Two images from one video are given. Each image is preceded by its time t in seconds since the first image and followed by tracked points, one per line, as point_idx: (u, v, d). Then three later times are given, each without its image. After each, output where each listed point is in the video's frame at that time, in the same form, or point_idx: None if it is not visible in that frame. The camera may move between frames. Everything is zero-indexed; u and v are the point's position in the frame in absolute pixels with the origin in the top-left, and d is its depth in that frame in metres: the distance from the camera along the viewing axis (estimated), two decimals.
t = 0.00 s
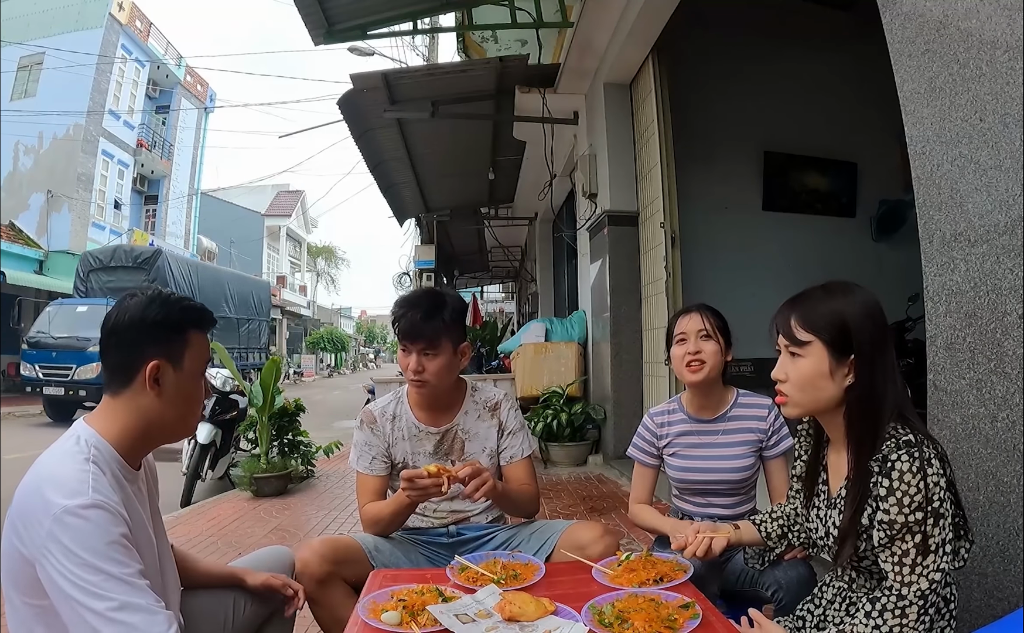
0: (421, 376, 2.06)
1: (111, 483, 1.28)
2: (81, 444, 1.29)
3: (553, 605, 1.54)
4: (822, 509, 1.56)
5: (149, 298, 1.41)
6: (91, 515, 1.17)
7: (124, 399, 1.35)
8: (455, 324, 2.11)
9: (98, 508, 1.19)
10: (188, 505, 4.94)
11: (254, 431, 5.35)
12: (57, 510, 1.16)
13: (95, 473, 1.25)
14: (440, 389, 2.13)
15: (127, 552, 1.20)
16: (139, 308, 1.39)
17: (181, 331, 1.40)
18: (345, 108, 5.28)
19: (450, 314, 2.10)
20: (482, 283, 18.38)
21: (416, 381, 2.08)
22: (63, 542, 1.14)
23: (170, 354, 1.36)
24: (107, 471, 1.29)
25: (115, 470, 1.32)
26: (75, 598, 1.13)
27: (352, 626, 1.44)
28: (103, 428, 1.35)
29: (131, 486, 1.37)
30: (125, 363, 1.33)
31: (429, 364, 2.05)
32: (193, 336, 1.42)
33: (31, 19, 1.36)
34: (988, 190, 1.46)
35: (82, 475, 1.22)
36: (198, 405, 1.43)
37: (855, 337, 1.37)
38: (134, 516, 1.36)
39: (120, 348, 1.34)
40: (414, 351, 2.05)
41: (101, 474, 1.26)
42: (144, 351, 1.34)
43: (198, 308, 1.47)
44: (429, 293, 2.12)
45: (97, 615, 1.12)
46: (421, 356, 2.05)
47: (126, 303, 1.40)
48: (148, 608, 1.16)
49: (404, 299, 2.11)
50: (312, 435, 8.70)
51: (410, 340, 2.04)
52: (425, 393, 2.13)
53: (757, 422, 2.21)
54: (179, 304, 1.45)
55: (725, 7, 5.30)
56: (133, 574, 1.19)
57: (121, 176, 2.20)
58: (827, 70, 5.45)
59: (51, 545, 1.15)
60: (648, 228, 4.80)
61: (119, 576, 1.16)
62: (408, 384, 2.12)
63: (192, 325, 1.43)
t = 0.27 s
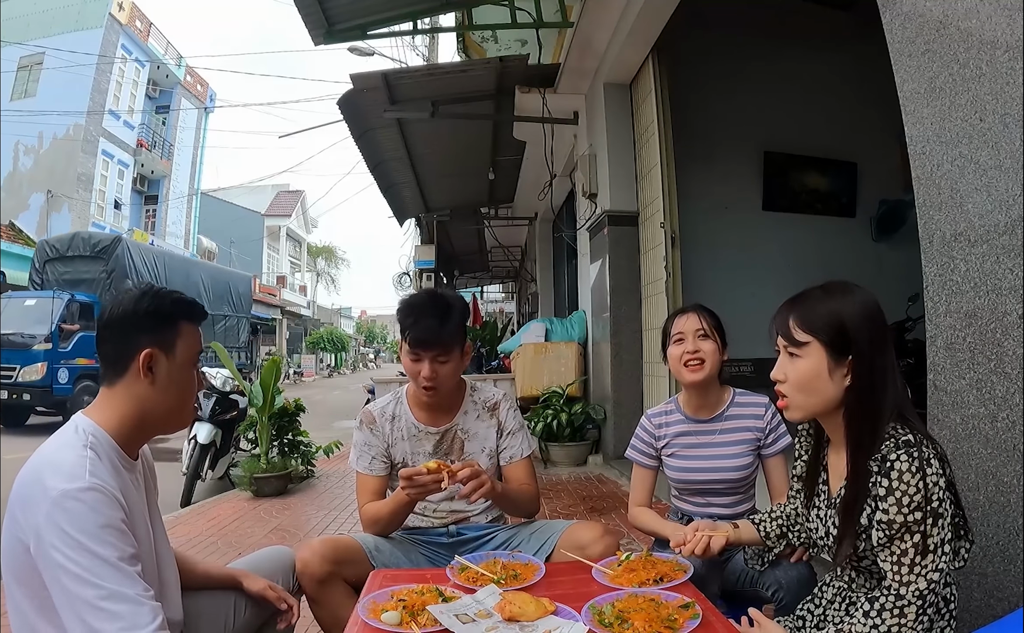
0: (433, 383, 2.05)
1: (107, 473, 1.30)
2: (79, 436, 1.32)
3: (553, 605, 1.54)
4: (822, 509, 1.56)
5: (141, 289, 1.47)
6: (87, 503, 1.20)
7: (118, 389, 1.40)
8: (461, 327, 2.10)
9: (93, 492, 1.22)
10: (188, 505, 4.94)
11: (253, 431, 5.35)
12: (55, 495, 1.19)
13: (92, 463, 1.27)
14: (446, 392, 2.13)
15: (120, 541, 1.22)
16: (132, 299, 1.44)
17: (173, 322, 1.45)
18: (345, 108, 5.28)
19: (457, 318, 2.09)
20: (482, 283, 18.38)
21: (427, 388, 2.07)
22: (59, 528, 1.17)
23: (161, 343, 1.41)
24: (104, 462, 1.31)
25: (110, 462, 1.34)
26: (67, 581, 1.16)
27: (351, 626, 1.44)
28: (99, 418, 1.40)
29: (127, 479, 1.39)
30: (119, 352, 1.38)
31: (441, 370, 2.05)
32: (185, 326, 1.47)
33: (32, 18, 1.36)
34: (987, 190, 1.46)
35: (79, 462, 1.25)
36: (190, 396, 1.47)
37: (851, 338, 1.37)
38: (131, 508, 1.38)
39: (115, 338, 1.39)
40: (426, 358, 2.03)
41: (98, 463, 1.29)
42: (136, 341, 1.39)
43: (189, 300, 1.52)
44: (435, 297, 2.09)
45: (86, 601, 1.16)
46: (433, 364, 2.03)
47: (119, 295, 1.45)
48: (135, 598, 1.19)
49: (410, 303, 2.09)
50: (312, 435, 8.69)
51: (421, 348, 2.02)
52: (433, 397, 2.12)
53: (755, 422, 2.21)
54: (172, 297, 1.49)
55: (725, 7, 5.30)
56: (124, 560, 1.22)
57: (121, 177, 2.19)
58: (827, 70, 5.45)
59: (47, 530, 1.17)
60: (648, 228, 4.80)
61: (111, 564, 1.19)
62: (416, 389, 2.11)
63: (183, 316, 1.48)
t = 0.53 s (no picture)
0: (447, 389, 2.06)
1: (105, 464, 1.33)
2: (79, 427, 1.35)
3: (553, 605, 1.54)
4: (822, 508, 1.56)
5: (138, 289, 1.48)
6: (83, 492, 1.24)
7: (116, 386, 1.41)
8: (473, 332, 2.11)
9: (90, 478, 1.26)
10: (188, 505, 4.94)
11: (253, 431, 5.35)
12: (53, 481, 1.23)
13: (91, 454, 1.31)
14: (453, 396, 2.14)
15: (111, 531, 1.26)
16: (129, 298, 1.45)
17: (169, 320, 1.46)
18: (345, 108, 5.28)
19: (468, 323, 2.10)
20: (482, 283, 18.39)
21: (440, 393, 2.07)
22: (53, 513, 1.21)
23: (157, 338, 1.42)
24: (102, 453, 1.34)
25: (109, 454, 1.37)
26: (61, 566, 1.19)
27: (352, 626, 1.44)
28: (99, 411, 1.41)
29: (126, 472, 1.41)
30: (117, 349, 1.39)
31: (455, 376, 2.05)
32: (181, 325, 1.48)
33: (32, 21, 1.43)
34: (988, 190, 1.46)
35: (79, 450, 1.30)
36: (188, 391, 1.48)
37: (850, 338, 1.37)
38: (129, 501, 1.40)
39: (112, 335, 1.41)
40: (441, 365, 2.02)
41: (96, 454, 1.32)
42: (134, 336, 1.40)
43: (185, 300, 1.53)
44: (448, 303, 2.09)
45: (73, 588, 1.19)
46: (448, 370, 2.04)
47: (117, 295, 1.46)
48: (121, 588, 1.22)
49: (421, 308, 2.08)
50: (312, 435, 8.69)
51: (436, 354, 2.01)
52: (442, 401, 2.13)
53: (753, 421, 2.21)
54: (168, 296, 1.51)
55: (725, 7, 5.30)
56: (115, 549, 1.25)
57: (122, 176, 2.19)
58: (827, 70, 5.45)
59: (41, 514, 1.21)
60: (648, 228, 4.80)
61: (100, 554, 1.22)
62: (426, 394, 2.11)
63: (181, 315, 1.49)
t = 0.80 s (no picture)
0: (450, 390, 2.06)
1: (103, 455, 1.34)
2: (77, 420, 1.36)
3: (553, 605, 1.54)
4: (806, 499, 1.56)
5: (136, 291, 1.48)
6: (82, 481, 1.25)
7: (110, 386, 1.42)
8: (478, 334, 2.12)
9: (88, 468, 1.27)
10: (188, 505, 4.94)
11: (254, 431, 5.35)
12: (52, 471, 1.24)
13: (89, 444, 1.32)
14: (457, 398, 2.15)
15: (110, 519, 1.27)
16: (126, 300, 1.46)
17: (165, 322, 1.46)
18: (345, 108, 5.28)
19: (473, 325, 2.11)
20: (482, 283, 18.39)
21: (443, 394, 2.07)
22: (53, 502, 1.22)
23: (152, 338, 1.42)
24: (101, 445, 1.35)
25: (108, 446, 1.37)
26: (61, 555, 1.21)
27: (352, 626, 1.44)
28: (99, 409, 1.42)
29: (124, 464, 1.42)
30: (111, 348, 1.39)
31: (459, 378, 2.05)
32: (178, 326, 1.48)
33: (33, 20, 1.40)
34: (988, 190, 1.46)
35: (77, 441, 1.31)
36: (183, 391, 1.48)
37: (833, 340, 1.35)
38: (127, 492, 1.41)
39: (108, 334, 1.42)
40: (446, 366, 2.03)
41: (94, 445, 1.33)
42: (130, 336, 1.40)
43: (182, 302, 1.53)
44: (455, 306, 2.09)
45: (74, 575, 1.21)
46: (452, 371, 2.04)
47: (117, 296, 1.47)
48: (121, 575, 1.24)
49: (426, 309, 2.09)
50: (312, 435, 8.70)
51: (441, 356, 2.01)
52: (445, 403, 2.13)
53: (754, 421, 2.22)
54: (165, 297, 1.51)
55: (725, 7, 5.30)
56: (114, 537, 1.27)
57: (122, 176, 2.19)
58: (827, 70, 5.45)
59: (41, 503, 1.22)
60: (648, 228, 4.81)
61: (101, 542, 1.24)
62: (429, 395, 2.11)
63: (177, 317, 1.49)
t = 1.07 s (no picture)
0: (450, 390, 2.06)
1: (103, 452, 1.34)
2: (75, 417, 1.37)
3: (553, 605, 1.54)
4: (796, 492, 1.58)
5: (134, 292, 1.48)
6: (81, 476, 1.26)
7: (108, 385, 1.42)
8: (479, 335, 2.12)
9: (87, 463, 1.28)
10: (188, 505, 4.94)
11: (254, 431, 5.35)
12: (51, 466, 1.25)
13: (88, 441, 1.32)
14: (457, 397, 2.15)
15: (109, 516, 1.28)
16: (123, 301, 1.46)
17: (162, 323, 1.46)
18: (345, 108, 5.28)
19: (474, 325, 2.11)
20: (482, 283, 18.38)
21: (443, 394, 2.07)
22: (54, 497, 1.23)
23: (148, 340, 1.42)
24: (100, 442, 1.36)
25: (107, 443, 1.38)
26: (59, 550, 1.21)
27: (352, 626, 1.44)
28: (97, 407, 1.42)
29: (123, 462, 1.42)
30: (108, 348, 1.40)
31: (459, 378, 2.06)
32: (175, 327, 1.48)
33: (32, 21, 1.42)
34: (988, 190, 1.46)
35: (77, 437, 1.31)
36: (179, 392, 1.48)
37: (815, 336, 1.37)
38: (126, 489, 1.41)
39: (105, 335, 1.42)
40: (445, 367, 2.03)
41: (93, 442, 1.33)
42: (125, 337, 1.40)
43: (179, 304, 1.53)
44: (456, 307, 2.09)
45: (74, 570, 1.21)
46: (451, 372, 2.04)
47: (114, 297, 1.47)
48: (119, 569, 1.24)
49: (427, 309, 2.08)
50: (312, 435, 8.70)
51: (441, 356, 2.02)
52: (444, 403, 2.13)
53: (756, 421, 2.21)
54: (161, 298, 1.51)
55: (725, 7, 5.30)
56: (113, 532, 1.27)
57: (121, 176, 2.19)
58: (827, 70, 5.45)
59: (41, 498, 1.23)
60: (648, 228, 4.81)
61: (101, 537, 1.24)
62: (429, 395, 2.11)
63: (174, 318, 1.49)
